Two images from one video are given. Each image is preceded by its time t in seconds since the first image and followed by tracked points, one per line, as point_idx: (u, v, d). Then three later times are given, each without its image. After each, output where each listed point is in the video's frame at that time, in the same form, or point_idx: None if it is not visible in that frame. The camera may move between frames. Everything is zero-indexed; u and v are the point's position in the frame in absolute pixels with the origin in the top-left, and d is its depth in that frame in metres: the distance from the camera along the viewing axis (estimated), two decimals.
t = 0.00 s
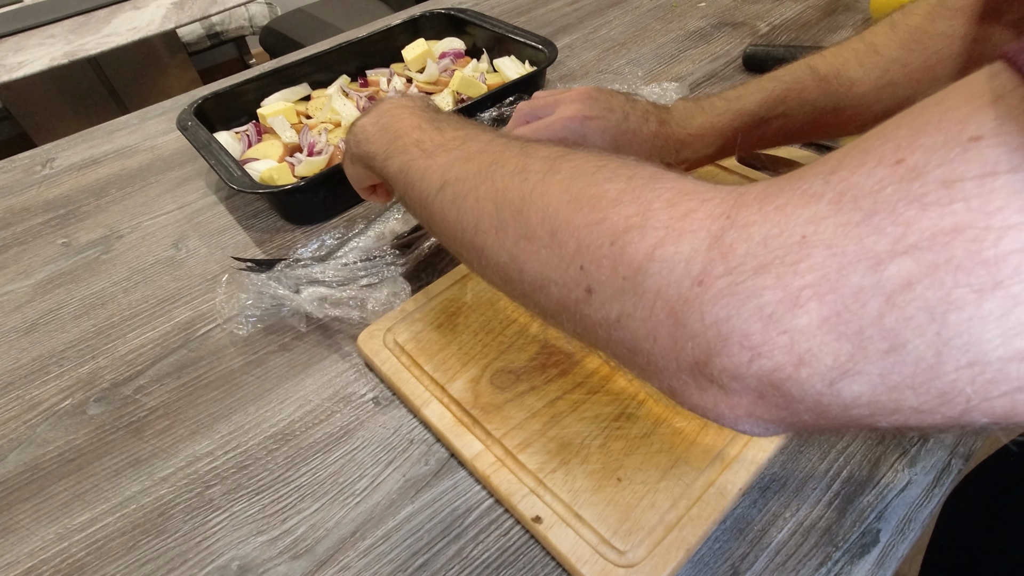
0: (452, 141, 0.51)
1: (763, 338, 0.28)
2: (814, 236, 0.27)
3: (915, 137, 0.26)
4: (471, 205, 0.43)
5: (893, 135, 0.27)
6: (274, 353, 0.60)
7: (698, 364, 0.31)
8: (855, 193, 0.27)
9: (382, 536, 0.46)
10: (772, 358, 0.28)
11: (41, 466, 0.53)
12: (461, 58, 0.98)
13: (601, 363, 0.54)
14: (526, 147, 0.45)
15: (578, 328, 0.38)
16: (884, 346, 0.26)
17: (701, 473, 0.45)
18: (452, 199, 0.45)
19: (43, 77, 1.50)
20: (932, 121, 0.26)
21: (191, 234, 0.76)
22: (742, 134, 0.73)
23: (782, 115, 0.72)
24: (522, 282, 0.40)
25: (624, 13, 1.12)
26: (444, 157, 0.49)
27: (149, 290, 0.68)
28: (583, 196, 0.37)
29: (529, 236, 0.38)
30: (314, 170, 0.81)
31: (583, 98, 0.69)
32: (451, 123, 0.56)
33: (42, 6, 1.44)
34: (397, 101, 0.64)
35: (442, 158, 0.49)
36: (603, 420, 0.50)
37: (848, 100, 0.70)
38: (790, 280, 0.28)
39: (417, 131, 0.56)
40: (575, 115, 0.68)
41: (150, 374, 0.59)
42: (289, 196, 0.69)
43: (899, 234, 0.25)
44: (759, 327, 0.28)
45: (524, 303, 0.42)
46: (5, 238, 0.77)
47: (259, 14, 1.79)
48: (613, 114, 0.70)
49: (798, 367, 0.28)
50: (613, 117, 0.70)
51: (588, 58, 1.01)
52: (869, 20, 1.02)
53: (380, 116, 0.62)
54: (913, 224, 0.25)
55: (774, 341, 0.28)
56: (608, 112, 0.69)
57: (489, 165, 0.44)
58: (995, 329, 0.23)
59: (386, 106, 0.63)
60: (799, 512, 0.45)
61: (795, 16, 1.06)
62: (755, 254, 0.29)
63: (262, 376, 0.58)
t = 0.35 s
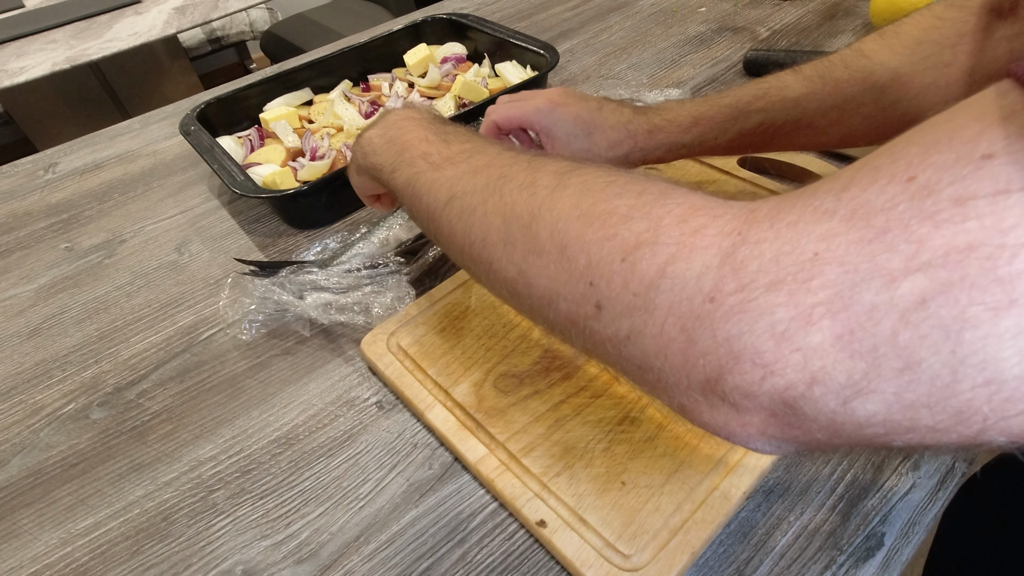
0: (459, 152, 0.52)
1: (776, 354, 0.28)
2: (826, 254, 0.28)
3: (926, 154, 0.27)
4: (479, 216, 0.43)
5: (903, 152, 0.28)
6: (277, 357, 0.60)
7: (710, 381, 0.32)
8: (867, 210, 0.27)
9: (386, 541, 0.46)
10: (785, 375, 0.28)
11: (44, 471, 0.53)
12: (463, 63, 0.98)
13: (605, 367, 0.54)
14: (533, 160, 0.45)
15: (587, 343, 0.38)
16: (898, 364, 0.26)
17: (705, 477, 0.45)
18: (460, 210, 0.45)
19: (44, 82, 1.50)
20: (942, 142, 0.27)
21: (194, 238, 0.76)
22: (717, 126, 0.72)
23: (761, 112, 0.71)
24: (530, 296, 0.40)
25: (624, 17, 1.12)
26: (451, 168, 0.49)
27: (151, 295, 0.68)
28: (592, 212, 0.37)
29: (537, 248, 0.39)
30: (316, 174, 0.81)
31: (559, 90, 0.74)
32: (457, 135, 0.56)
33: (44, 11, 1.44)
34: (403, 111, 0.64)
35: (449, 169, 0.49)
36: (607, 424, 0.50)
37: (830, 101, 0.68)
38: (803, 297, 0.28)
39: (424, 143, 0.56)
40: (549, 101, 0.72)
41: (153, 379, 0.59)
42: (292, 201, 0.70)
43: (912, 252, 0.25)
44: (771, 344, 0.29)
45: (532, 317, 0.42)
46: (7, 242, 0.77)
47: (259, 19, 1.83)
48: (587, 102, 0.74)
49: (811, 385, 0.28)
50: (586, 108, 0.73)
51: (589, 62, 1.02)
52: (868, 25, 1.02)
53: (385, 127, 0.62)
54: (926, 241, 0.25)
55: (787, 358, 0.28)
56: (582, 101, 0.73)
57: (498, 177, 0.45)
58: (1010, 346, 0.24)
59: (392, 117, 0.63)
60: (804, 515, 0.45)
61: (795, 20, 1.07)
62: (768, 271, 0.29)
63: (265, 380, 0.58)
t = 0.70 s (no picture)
0: (467, 158, 0.52)
1: (790, 364, 0.28)
2: (842, 263, 0.28)
3: (943, 164, 0.27)
4: (489, 222, 0.44)
5: (920, 162, 0.27)
6: (280, 358, 0.60)
7: (724, 391, 0.32)
8: (883, 219, 0.27)
9: (390, 541, 0.46)
10: (800, 385, 0.28)
11: (47, 472, 0.53)
12: (464, 65, 0.99)
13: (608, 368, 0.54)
14: (544, 167, 0.46)
15: (597, 350, 0.38)
16: (915, 373, 0.25)
17: (708, 477, 0.46)
18: (470, 215, 0.45)
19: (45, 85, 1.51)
20: (959, 152, 0.27)
21: (196, 239, 0.76)
22: (702, 139, 0.72)
23: (748, 124, 0.71)
24: (540, 302, 0.40)
25: (624, 20, 1.13)
26: (460, 173, 0.50)
27: (153, 296, 0.68)
28: (604, 219, 0.37)
29: (548, 257, 0.39)
30: (318, 176, 0.81)
31: (549, 101, 0.75)
32: (467, 140, 0.57)
33: (44, 14, 1.44)
34: (412, 117, 0.64)
35: (459, 175, 0.50)
36: (610, 424, 0.50)
37: (818, 114, 0.68)
38: (818, 306, 0.28)
39: (433, 147, 0.56)
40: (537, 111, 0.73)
41: (155, 380, 0.59)
42: (294, 203, 0.70)
43: (929, 262, 0.25)
44: (785, 353, 0.29)
45: (541, 322, 0.42)
46: (9, 244, 0.77)
47: (260, 22, 1.84)
48: (574, 114, 0.74)
49: (826, 396, 0.28)
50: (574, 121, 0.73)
51: (589, 65, 1.02)
52: (867, 28, 1.03)
53: (395, 132, 0.62)
54: (943, 251, 0.25)
55: (802, 367, 0.28)
56: (570, 114, 0.74)
57: (507, 185, 0.45)
58: None
59: (403, 122, 0.63)
60: (807, 515, 0.45)
61: (795, 23, 1.07)
62: (782, 279, 0.29)
63: (267, 381, 0.58)
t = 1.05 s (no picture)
0: (485, 173, 0.52)
1: (814, 394, 0.28)
2: (867, 295, 0.28)
3: (972, 200, 0.27)
4: (508, 239, 0.44)
5: (949, 195, 0.27)
6: (287, 363, 0.60)
7: (746, 417, 0.31)
8: (910, 253, 0.27)
9: (398, 548, 0.46)
10: (824, 416, 0.28)
11: (55, 476, 0.53)
12: (470, 70, 0.99)
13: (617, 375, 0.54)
14: (562, 184, 0.46)
15: (616, 371, 0.38)
16: (944, 409, 0.25)
17: (717, 486, 0.45)
18: (488, 230, 0.46)
19: (51, 87, 1.51)
20: (988, 187, 0.26)
21: (203, 243, 0.76)
22: (739, 123, 0.72)
23: (783, 111, 0.71)
24: (560, 323, 0.40)
25: (630, 26, 1.13)
26: (478, 188, 0.50)
27: (160, 300, 0.69)
28: (626, 241, 0.37)
29: (568, 276, 0.39)
30: (325, 181, 0.81)
31: (579, 88, 0.74)
32: (485, 154, 0.57)
33: (51, 17, 1.45)
34: (428, 130, 0.65)
35: (476, 189, 0.50)
36: (618, 432, 0.50)
37: (849, 109, 0.69)
38: (844, 338, 0.27)
39: (450, 162, 0.56)
40: (569, 98, 0.72)
41: (163, 384, 0.59)
42: (301, 208, 0.70)
43: (958, 298, 0.25)
44: (810, 383, 0.28)
45: (559, 342, 0.42)
46: (16, 247, 0.77)
47: (265, 25, 1.86)
48: (606, 97, 0.73)
49: (851, 427, 0.27)
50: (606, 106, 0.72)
51: (595, 71, 1.02)
52: (874, 35, 1.03)
53: (412, 144, 0.62)
54: (973, 288, 0.25)
55: (827, 399, 0.28)
56: (601, 98, 0.73)
57: (526, 203, 0.45)
58: None
59: (419, 134, 0.63)
60: (817, 525, 0.45)
61: (801, 30, 1.07)
62: (806, 309, 0.29)
63: (275, 386, 0.58)
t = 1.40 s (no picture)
0: (491, 175, 0.52)
1: (821, 400, 0.28)
2: (874, 299, 0.27)
3: (980, 204, 0.26)
4: (513, 242, 0.44)
5: (956, 200, 0.27)
6: (287, 360, 0.60)
7: (751, 422, 0.31)
8: (918, 257, 0.27)
9: (397, 545, 0.46)
10: (830, 423, 0.28)
11: (55, 473, 0.53)
12: (471, 68, 0.99)
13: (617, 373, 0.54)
14: (568, 187, 0.46)
15: (623, 374, 0.38)
16: (951, 415, 0.25)
17: (716, 484, 0.45)
18: (495, 233, 0.45)
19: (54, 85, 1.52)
20: (996, 190, 0.26)
21: (204, 241, 0.76)
22: (740, 121, 0.74)
23: (784, 108, 0.73)
24: (566, 326, 0.40)
25: (632, 24, 1.12)
26: (483, 190, 0.50)
27: (161, 297, 0.69)
28: (632, 244, 0.37)
29: (574, 278, 0.39)
30: (325, 178, 0.81)
31: (583, 76, 0.75)
32: (491, 155, 0.57)
33: (54, 14, 1.46)
34: (435, 130, 0.64)
35: (481, 191, 0.50)
36: (618, 430, 0.49)
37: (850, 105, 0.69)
38: (851, 343, 0.27)
39: (456, 162, 0.56)
40: (573, 90, 0.73)
41: (162, 382, 0.59)
42: (302, 206, 0.70)
43: (966, 303, 0.25)
44: (816, 388, 0.28)
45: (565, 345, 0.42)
46: (18, 244, 0.77)
47: (266, 23, 1.86)
48: (608, 87, 0.74)
49: (858, 433, 0.27)
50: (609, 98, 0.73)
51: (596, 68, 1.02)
52: (877, 32, 1.02)
53: (419, 145, 0.62)
54: (981, 292, 0.24)
55: (833, 405, 0.28)
56: (604, 88, 0.74)
57: (532, 206, 0.45)
58: None
59: (425, 134, 0.63)
60: (815, 524, 0.45)
61: (803, 28, 1.07)
62: (813, 313, 0.29)
63: (274, 383, 0.58)
